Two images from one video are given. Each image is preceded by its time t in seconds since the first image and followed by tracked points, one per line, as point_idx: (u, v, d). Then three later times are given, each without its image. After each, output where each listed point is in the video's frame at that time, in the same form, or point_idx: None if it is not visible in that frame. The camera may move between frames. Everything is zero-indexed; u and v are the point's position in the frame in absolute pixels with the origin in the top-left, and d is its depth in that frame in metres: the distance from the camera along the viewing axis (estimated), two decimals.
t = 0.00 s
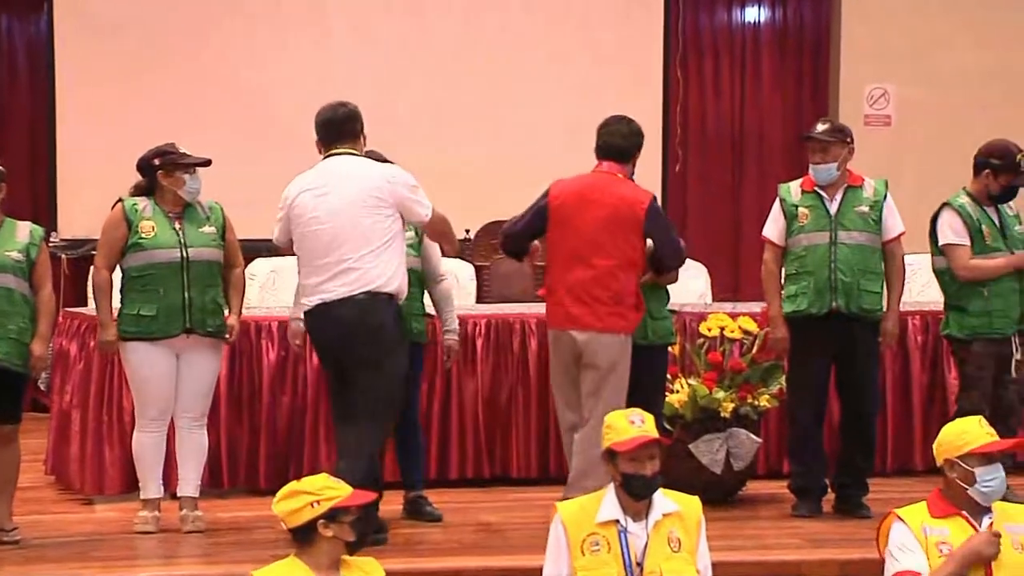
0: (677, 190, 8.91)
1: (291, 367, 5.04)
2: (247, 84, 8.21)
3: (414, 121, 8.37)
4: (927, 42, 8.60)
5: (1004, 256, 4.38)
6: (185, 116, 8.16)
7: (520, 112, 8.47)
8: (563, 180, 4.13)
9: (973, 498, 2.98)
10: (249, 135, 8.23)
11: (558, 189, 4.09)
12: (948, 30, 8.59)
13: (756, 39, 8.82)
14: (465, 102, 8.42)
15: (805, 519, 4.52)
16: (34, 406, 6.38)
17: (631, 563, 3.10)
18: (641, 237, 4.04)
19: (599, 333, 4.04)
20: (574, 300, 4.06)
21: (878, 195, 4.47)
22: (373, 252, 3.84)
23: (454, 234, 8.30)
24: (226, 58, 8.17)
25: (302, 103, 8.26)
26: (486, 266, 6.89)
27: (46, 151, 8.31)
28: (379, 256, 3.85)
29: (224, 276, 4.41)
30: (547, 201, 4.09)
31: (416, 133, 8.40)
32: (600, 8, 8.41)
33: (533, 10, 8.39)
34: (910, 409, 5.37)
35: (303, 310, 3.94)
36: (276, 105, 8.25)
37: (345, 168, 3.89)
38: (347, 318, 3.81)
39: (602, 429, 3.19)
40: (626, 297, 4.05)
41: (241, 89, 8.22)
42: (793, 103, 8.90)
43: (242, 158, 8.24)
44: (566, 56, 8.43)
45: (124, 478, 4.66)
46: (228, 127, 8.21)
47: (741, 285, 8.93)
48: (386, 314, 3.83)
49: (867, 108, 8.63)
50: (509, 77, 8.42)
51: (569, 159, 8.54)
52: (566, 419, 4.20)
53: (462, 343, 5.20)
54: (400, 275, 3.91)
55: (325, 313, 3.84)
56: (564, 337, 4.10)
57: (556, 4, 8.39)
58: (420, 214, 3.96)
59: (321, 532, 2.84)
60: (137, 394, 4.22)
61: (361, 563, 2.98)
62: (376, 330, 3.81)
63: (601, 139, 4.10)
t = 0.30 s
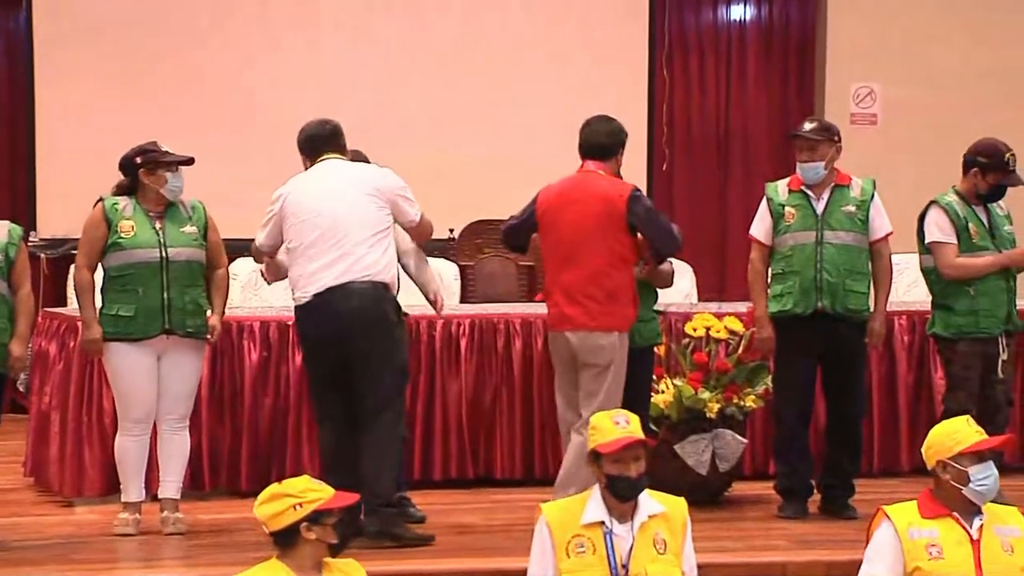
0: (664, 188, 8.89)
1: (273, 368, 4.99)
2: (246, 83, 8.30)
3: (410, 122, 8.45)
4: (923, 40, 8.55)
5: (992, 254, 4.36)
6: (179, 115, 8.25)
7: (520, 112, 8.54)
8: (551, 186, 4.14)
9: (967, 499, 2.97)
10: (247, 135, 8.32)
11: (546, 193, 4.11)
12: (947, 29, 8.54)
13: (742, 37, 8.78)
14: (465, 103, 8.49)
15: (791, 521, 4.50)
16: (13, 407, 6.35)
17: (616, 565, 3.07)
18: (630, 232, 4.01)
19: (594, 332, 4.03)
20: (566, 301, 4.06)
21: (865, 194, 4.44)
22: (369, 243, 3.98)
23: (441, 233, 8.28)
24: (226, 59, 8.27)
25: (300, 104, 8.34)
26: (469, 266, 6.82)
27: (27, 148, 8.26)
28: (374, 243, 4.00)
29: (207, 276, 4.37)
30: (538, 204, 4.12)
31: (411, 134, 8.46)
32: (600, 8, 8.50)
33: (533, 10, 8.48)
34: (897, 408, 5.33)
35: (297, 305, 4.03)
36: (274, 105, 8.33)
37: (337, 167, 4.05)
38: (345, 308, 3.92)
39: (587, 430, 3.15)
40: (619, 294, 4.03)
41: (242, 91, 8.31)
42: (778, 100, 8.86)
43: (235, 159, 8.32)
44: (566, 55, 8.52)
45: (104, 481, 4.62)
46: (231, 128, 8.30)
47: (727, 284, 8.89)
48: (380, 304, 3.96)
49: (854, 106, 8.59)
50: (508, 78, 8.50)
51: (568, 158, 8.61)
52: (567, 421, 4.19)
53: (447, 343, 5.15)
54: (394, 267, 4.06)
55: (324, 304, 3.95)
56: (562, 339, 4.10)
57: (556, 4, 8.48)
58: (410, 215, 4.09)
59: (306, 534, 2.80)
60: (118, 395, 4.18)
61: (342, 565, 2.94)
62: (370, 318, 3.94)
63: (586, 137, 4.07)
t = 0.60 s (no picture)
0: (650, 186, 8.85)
1: (256, 367, 4.95)
2: (241, 81, 8.25)
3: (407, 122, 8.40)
4: (919, 39, 8.54)
5: (981, 252, 4.34)
6: (172, 113, 8.20)
7: (520, 112, 8.52)
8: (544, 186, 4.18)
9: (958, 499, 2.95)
10: (242, 134, 8.27)
11: (537, 193, 4.15)
12: (944, 29, 8.55)
13: (729, 35, 8.77)
14: (468, 102, 8.47)
15: (777, 520, 4.48)
16: None
17: (602, 566, 3.04)
18: (618, 224, 4.03)
19: (585, 320, 4.06)
20: (558, 295, 4.09)
21: (853, 192, 4.41)
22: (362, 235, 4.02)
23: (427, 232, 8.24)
24: (221, 56, 8.21)
25: (300, 103, 8.29)
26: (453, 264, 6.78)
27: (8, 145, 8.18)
28: (363, 240, 4.02)
29: (190, 276, 4.31)
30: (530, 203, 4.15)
31: (410, 132, 8.43)
32: (600, 8, 8.52)
33: (533, 10, 8.48)
34: (884, 406, 5.32)
35: (286, 300, 4.04)
36: (271, 104, 8.28)
37: (326, 170, 4.11)
38: (336, 303, 3.94)
39: (573, 430, 3.13)
40: (611, 281, 4.05)
41: (243, 92, 8.26)
42: (765, 99, 8.87)
43: (228, 156, 8.26)
44: (566, 55, 8.52)
45: (84, 482, 4.58)
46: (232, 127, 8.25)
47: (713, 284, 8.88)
48: (373, 301, 3.97)
49: (840, 105, 8.57)
50: (508, 78, 8.48)
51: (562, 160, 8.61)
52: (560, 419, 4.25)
53: (432, 343, 5.12)
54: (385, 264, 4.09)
55: (317, 295, 3.96)
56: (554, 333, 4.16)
57: (556, 3, 8.49)
58: (400, 223, 4.11)
59: (291, 535, 2.77)
60: (98, 394, 4.14)
61: (324, 565, 2.90)
62: (361, 313, 3.95)
63: (574, 136, 4.10)
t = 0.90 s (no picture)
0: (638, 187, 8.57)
1: (242, 367, 4.94)
2: (236, 80, 8.04)
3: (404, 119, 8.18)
4: (921, 36, 8.56)
5: (969, 251, 4.33)
6: (163, 113, 7.99)
7: (521, 112, 8.29)
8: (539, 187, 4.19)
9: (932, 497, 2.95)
10: (236, 134, 8.05)
11: (533, 192, 4.16)
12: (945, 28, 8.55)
13: (717, 34, 8.50)
14: (467, 104, 8.24)
15: (765, 519, 4.47)
16: None
17: (590, 566, 3.02)
18: (613, 221, 4.03)
19: (578, 315, 4.05)
20: (554, 292, 4.08)
21: (840, 191, 4.40)
22: (355, 234, 4.01)
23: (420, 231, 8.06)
24: (216, 54, 8.01)
25: (300, 104, 8.09)
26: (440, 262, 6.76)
27: None
28: (354, 238, 4.00)
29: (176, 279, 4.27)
30: (527, 202, 4.15)
31: (407, 134, 8.20)
32: (601, 8, 8.28)
33: (533, 10, 8.25)
34: (871, 404, 5.31)
35: (278, 297, 4.02)
36: (271, 104, 8.08)
37: (319, 169, 4.09)
38: (329, 299, 3.92)
39: (561, 429, 3.11)
40: (606, 277, 4.04)
41: (243, 93, 8.05)
42: (754, 98, 8.60)
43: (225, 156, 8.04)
44: (566, 55, 8.29)
45: (69, 482, 4.56)
46: (228, 128, 8.05)
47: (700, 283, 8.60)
48: (367, 301, 3.96)
49: (828, 103, 8.55)
50: (508, 78, 8.26)
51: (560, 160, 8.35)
52: (551, 419, 4.22)
53: (419, 342, 5.11)
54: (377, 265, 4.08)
55: (310, 291, 3.94)
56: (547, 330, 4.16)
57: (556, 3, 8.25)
58: (388, 226, 4.11)
59: (276, 535, 2.75)
60: (83, 394, 4.11)
61: (308, 565, 2.89)
62: (354, 312, 3.93)
63: (569, 136, 4.12)
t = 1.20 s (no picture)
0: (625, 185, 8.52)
1: (228, 367, 4.92)
2: (236, 80, 7.99)
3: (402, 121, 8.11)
4: (922, 34, 8.44)
5: (959, 249, 4.32)
6: (163, 113, 7.94)
7: (520, 113, 8.28)
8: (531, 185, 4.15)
9: (915, 498, 2.94)
10: (234, 134, 8.01)
11: (526, 191, 4.12)
12: (945, 28, 8.45)
13: (704, 31, 8.46)
14: (467, 104, 8.22)
15: (753, 519, 4.45)
16: None
17: (578, 566, 3.01)
18: (609, 222, 4.02)
19: (572, 315, 4.03)
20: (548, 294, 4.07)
21: (827, 189, 4.39)
22: (349, 236, 3.98)
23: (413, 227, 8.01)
24: (216, 54, 7.96)
25: (300, 104, 8.05)
26: (426, 261, 6.75)
27: None
28: (348, 239, 3.97)
29: (161, 278, 4.26)
30: (523, 199, 4.12)
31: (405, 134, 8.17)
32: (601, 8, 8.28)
33: (533, 10, 8.25)
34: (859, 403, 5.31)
35: (269, 301, 3.99)
36: (272, 105, 8.04)
37: (310, 162, 4.02)
38: (324, 304, 3.90)
39: (552, 428, 3.09)
40: (601, 278, 4.04)
41: (243, 93, 8.01)
42: (741, 99, 8.55)
43: (225, 156, 7.99)
44: (566, 55, 8.29)
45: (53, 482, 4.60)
46: (229, 129, 8.00)
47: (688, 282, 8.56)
48: (361, 304, 3.95)
49: (816, 102, 8.44)
50: (509, 78, 8.25)
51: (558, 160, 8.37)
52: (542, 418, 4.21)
53: (406, 342, 5.09)
54: (369, 262, 4.06)
55: (303, 296, 3.91)
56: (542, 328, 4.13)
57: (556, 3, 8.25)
58: (383, 211, 4.08)
59: (259, 535, 2.72)
60: (65, 394, 4.10)
61: (293, 566, 2.86)
62: (344, 311, 3.92)
63: (563, 135, 4.10)
